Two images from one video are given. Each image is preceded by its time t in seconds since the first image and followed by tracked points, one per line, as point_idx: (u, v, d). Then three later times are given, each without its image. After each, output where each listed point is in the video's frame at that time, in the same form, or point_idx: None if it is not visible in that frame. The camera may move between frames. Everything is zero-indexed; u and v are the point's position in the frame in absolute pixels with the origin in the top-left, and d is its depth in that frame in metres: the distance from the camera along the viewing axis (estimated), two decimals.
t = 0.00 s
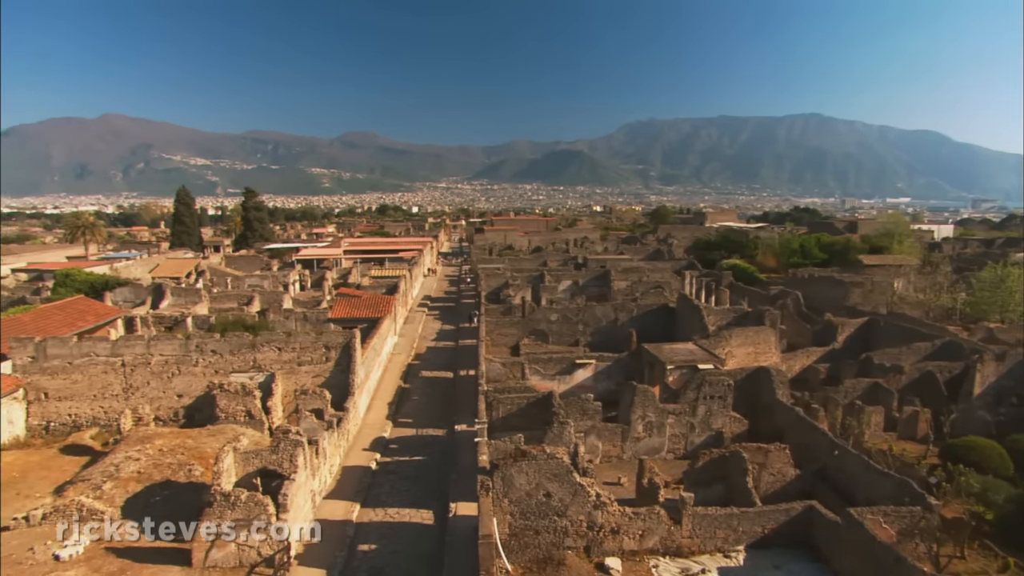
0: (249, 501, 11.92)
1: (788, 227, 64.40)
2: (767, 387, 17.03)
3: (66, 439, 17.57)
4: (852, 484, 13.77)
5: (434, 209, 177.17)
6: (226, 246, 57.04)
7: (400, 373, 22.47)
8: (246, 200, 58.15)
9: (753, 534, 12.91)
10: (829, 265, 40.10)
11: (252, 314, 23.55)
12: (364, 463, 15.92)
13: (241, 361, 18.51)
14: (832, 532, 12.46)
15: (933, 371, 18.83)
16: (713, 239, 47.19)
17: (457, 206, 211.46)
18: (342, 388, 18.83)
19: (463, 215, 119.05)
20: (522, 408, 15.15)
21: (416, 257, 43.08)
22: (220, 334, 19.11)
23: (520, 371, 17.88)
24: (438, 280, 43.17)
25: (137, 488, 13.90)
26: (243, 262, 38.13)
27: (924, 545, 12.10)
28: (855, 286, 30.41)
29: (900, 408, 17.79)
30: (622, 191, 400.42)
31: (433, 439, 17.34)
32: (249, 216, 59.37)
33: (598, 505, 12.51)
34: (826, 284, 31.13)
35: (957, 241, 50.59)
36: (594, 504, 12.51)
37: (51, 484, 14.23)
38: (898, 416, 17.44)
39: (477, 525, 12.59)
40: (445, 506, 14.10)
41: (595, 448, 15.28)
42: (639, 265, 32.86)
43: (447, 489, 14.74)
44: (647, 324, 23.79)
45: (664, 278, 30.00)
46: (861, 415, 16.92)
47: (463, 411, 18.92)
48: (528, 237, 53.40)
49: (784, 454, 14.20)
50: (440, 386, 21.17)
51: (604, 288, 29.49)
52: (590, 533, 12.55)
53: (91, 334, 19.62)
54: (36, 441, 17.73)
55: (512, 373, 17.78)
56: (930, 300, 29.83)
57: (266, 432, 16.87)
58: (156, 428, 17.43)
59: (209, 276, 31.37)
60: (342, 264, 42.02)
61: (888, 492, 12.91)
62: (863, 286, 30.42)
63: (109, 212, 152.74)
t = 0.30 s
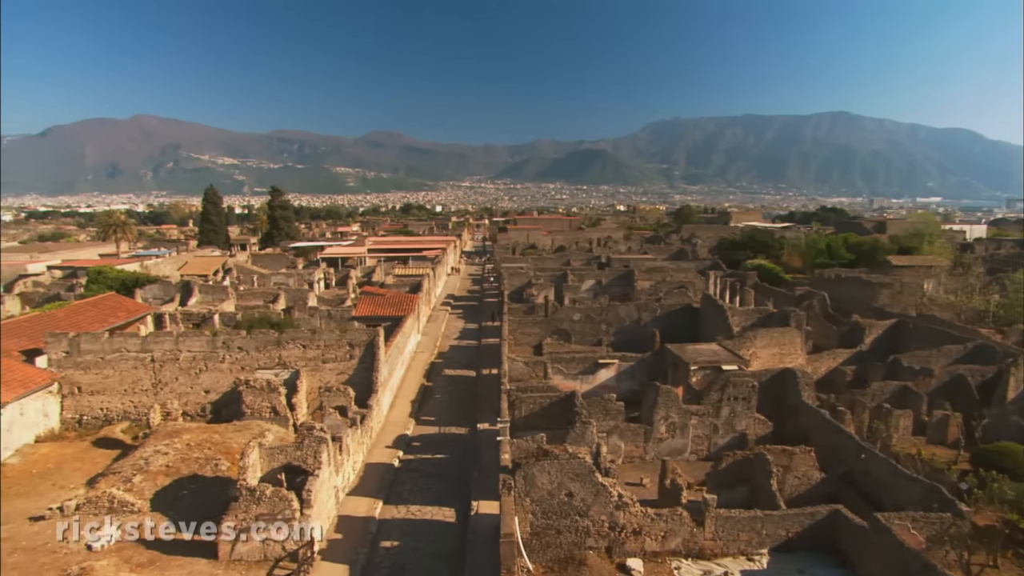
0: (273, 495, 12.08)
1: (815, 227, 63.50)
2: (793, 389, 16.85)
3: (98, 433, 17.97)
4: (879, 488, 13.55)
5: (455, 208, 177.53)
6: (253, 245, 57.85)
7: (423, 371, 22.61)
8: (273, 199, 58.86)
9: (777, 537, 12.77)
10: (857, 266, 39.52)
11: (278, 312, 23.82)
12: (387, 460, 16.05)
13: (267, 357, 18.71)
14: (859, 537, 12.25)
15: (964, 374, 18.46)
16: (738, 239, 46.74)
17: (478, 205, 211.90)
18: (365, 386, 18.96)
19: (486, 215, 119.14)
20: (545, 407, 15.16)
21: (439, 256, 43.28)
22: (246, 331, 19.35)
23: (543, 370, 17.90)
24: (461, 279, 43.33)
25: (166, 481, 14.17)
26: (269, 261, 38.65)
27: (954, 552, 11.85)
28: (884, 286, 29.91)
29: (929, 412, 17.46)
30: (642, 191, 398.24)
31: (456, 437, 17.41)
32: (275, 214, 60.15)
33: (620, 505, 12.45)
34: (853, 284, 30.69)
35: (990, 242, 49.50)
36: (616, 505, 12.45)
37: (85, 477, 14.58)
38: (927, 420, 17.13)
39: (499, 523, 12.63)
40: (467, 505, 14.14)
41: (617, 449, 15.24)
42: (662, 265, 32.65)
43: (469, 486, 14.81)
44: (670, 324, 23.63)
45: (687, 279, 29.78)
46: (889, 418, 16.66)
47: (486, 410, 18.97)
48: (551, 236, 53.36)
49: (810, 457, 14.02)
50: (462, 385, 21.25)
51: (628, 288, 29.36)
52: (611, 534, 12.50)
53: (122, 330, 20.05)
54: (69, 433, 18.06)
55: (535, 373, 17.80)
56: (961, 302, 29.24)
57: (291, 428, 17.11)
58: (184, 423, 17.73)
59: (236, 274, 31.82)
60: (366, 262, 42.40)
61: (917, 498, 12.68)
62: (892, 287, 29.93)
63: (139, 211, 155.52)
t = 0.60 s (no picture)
0: (298, 491, 12.23)
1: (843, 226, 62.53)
2: (819, 391, 16.65)
3: (129, 426, 18.35)
4: (907, 493, 13.32)
5: (477, 207, 177.67)
6: (280, 243, 58.61)
7: (446, 369, 22.72)
8: (299, 198, 59.54)
9: (802, 541, 12.60)
10: (886, 266, 38.86)
11: (304, 309, 24.08)
12: (410, 457, 16.16)
13: (292, 354, 18.91)
14: (887, 543, 12.04)
15: (998, 378, 18.06)
16: (763, 238, 46.26)
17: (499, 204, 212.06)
18: (389, 383, 19.09)
19: (509, 213, 119.07)
20: (568, 407, 15.15)
21: (463, 254, 43.42)
22: (272, 328, 19.60)
23: (566, 369, 17.89)
24: (484, 278, 43.44)
25: (194, 475, 14.41)
26: (295, 258, 39.13)
27: (986, 559, 11.59)
28: (914, 287, 29.39)
29: (960, 416, 17.12)
30: (663, 190, 395.13)
31: (478, 435, 17.47)
32: (301, 212, 60.83)
33: (642, 505, 12.38)
34: (881, 285, 30.20)
35: None
36: (639, 505, 12.39)
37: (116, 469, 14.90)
38: (958, 424, 16.80)
39: (521, 522, 12.64)
40: (489, 503, 14.18)
41: (640, 449, 15.20)
42: (687, 264, 32.41)
43: (491, 484, 14.86)
44: (694, 324, 23.45)
45: (712, 278, 29.53)
46: (918, 422, 16.37)
47: (508, 408, 19.01)
48: (575, 235, 53.29)
49: (836, 460, 13.82)
50: (485, 383, 21.32)
51: (652, 287, 29.20)
52: (634, 534, 12.44)
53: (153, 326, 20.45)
54: (102, 426, 18.48)
55: (558, 371, 17.81)
56: (994, 304, 28.59)
57: (315, 424, 17.32)
58: (212, 417, 18.04)
59: (263, 272, 32.24)
60: (391, 261, 42.69)
61: (947, 504, 12.44)
62: (922, 288, 29.38)
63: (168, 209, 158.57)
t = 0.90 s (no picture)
0: (321, 486, 12.36)
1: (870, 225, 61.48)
2: (844, 392, 16.44)
3: (156, 420, 18.70)
4: (935, 498, 13.09)
5: (497, 205, 177.67)
6: (304, 240, 59.15)
7: (468, 366, 22.81)
8: (322, 195, 60.05)
9: (826, 544, 12.42)
10: (914, 266, 38.20)
11: (328, 306, 24.30)
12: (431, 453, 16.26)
13: (316, 350, 19.11)
14: (913, 548, 11.83)
15: None
16: (788, 237, 45.74)
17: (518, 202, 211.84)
18: (411, 380, 19.20)
19: (531, 211, 118.89)
20: (589, 405, 15.13)
21: (485, 252, 43.52)
22: (296, 325, 19.83)
23: (587, 368, 17.86)
24: (506, 276, 43.50)
25: (219, 468, 14.64)
26: (319, 255, 39.50)
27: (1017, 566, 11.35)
28: (943, 288, 28.87)
29: (991, 420, 16.79)
30: (684, 188, 391.61)
31: (500, 433, 17.51)
32: (325, 210, 61.36)
33: (663, 505, 12.31)
34: (909, 286, 29.71)
35: None
36: (660, 505, 12.32)
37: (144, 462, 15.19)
38: (988, 428, 16.48)
39: (541, 520, 12.63)
40: (510, 501, 14.21)
41: (662, 448, 15.15)
42: (710, 263, 32.17)
43: (512, 482, 14.89)
44: (717, 324, 23.26)
45: (736, 278, 29.26)
46: (947, 425, 16.08)
47: (530, 406, 19.03)
48: (598, 233, 53.22)
49: (861, 463, 13.63)
50: (507, 381, 21.36)
51: (674, 286, 29.02)
52: (654, 534, 12.36)
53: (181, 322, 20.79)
54: (130, 419, 18.86)
55: (579, 370, 17.79)
56: None
57: (338, 420, 17.52)
58: (237, 412, 18.31)
59: (288, 269, 32.60)
60: (413, 258, 42.95)
61: (977, 509, 12.19)
62: (952, 289, 28.85)
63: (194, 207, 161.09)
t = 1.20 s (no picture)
0: (342, 482, 12.46)
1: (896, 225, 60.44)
2: (868, 394, 16.24)
3: (181, 414, 19.00)
4: (963, 503, 12.84)
5: (516, 203, 177.44)
6: (326, 238, 59.69)
7: (488, 364, 22.88)
8: (345, 194, 60.50)
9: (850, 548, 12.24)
10: (942, 267, 37.53)
11: (350, 303, 24.50)
12: (451, 451, 16.33)
13: (338, 347, 19.28)
14: (940, 553, 11.62)
15: None
16: (812, 237, 45.19)
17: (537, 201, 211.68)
18: (431, 377, 19.29)
19: (552, 211, 118.71)
20: (609, 405, 15.10)
21: (506, 251, 43.58)
22: (319, 322, 20.02)
23: (608, 367, 17.83)
24: (527, 274, 43.52)
25: (243, 463, 14.84)
26: (341, 253, 39.84)
27: None
28: (972, 289, 28.35)
29: (1021, 424, 16.46)
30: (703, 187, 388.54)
31: (520, 432, 17.54)
32: (347, 208, 61.80)
33: (684, 506, 12.23)
34: (937, 286, 29.22)
35: None
36: (680, 505, 12.24)
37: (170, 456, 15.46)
38: (1018, 433, 16.15)
39: (561, 519, 12.61)
40: (529, 499, 14.22)
41: (682, 449, 15.08)
42: (732, 263, 31.92)
43: (532, 481, 14.90)
44: (739, 323, 23.06)
45: (758, 278, 28.99)
46: (975, 429, 15.79)
47: (550, 405, 19.04)
48: (619, 232, 53.01)
49: (886, 466, 13.44)
50: (527, 380, 21.38)
51: (696, 285, 28.84)
52: (675, 534, 12.28)
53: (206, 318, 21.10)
54: (157, 414, 19.20)
55: (600, 369, 17.75)
56: None
57: (359, 417, 17.69)
58: (260, 408, 18.54)
59: (311, 267, 32.92)
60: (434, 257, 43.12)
61: (1007, 516, 11.96)
62: (981, 290, 28.32)
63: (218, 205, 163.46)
